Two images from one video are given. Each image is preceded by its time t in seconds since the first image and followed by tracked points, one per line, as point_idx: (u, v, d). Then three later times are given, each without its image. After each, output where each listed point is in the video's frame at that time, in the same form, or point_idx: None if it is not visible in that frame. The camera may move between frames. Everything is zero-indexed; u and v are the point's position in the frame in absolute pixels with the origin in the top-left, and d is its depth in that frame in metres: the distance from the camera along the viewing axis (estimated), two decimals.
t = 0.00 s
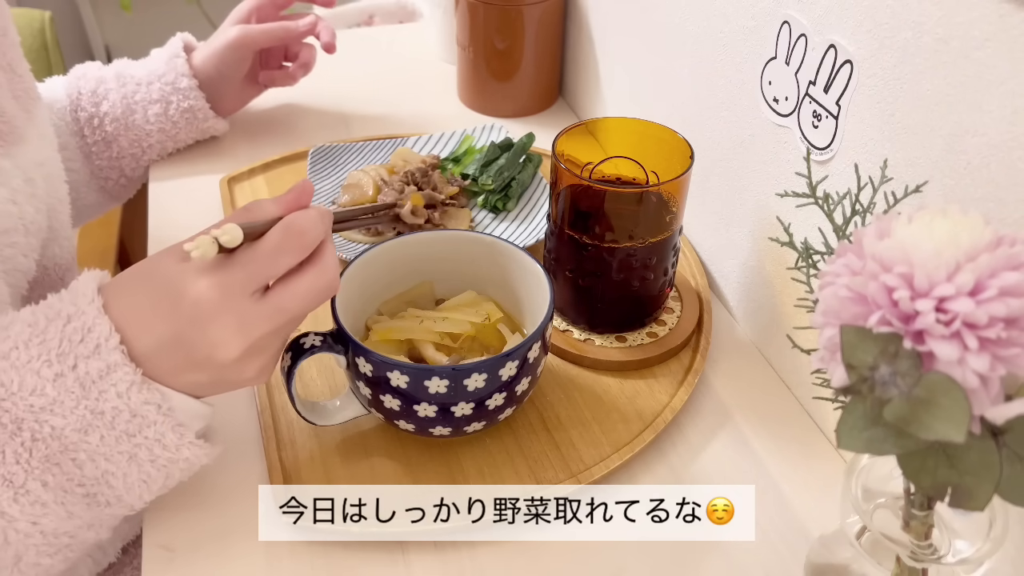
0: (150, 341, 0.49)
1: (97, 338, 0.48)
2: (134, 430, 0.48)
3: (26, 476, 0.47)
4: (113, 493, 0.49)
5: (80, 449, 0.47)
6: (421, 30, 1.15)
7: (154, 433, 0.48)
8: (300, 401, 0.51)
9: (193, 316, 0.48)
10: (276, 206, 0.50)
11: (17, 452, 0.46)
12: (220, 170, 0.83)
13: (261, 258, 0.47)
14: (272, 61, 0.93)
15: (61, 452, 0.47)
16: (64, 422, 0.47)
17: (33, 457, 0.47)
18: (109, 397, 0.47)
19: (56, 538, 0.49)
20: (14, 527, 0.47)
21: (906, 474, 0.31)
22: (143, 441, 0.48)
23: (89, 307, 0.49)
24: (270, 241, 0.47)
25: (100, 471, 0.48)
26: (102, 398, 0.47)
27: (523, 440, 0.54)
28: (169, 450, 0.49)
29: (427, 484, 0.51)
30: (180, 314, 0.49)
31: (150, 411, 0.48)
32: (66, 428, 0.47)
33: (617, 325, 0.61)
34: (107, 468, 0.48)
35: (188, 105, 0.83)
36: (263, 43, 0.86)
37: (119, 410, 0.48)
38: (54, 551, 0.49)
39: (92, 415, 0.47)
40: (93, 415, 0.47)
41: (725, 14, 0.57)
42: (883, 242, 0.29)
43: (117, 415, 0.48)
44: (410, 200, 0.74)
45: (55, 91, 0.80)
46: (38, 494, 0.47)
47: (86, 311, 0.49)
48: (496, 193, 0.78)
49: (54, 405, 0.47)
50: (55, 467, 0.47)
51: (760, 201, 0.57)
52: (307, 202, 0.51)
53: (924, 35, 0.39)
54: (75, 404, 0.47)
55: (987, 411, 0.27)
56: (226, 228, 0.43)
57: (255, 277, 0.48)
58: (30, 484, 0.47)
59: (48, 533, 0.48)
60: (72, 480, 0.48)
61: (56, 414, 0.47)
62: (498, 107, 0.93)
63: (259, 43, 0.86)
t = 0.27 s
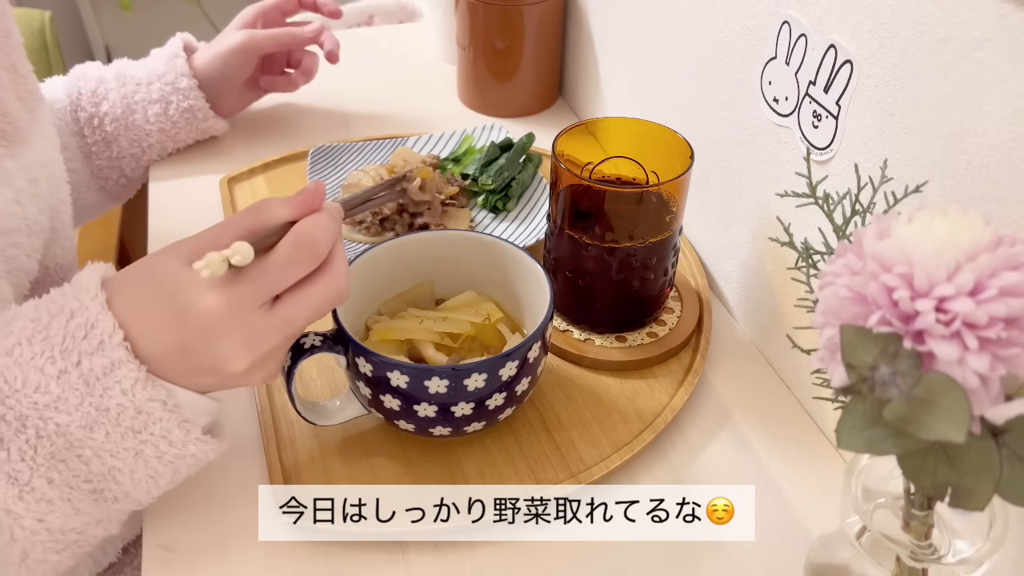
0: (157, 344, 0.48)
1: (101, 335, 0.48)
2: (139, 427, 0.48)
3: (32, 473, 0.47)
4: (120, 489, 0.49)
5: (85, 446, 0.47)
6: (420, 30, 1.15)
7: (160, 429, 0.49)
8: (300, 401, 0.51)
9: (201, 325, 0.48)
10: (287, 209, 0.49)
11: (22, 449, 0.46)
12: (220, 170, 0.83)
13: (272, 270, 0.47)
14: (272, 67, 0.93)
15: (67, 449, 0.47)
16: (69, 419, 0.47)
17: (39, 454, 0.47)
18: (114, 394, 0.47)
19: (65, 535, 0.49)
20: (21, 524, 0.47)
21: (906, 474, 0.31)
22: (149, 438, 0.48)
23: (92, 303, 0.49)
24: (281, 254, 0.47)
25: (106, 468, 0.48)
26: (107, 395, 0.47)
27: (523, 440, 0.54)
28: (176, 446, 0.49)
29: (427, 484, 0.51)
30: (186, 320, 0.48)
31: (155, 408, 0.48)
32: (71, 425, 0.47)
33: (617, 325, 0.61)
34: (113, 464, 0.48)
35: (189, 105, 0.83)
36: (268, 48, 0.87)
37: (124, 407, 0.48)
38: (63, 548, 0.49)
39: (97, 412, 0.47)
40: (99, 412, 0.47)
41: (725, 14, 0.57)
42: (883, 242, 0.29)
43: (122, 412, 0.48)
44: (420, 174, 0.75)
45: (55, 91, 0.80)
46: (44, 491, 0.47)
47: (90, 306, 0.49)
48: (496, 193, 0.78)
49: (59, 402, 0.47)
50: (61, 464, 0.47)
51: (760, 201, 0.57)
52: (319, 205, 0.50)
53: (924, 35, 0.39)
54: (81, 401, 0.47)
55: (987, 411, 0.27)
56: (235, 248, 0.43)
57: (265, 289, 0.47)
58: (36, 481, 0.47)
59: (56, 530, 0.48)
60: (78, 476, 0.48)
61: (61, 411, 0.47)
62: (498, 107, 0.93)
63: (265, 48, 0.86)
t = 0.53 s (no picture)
0: (176, 319, 0.46)
1: (112, 300, 0.46)
2: (160, 394, 0.46)
3: (52, 447, 0.45)
4: (146, 461, 0.47)
5: (105, 416, 0.46)
6: (420, 30, 1.15)
7: (181, 396, 0.47)
8: (300, 401, 0.51)
9: (225, 303, 0.45)
10: (310, 177, 0.45)
11: (41, 423, 0.45)
12: (220, 170, 0.83)
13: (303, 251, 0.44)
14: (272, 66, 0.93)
15: (86, 421, 0.45)
16: (86, 389, 0.45)
17: (58, 427, 0.45)
18: (130, 360, 0.45)
19: (92, 509, 0.48)
20: (45, 499, 0.46)
21: (906, 474, 0.31)
22: (170, 406, 0.47)
23: (101, 269, 0.46)
24: (311, 230, 0.44)
25: (129, 439, 0.47)
26: (123, 362, 0.45)
27: (523, 440, 0.54)
28: (199, 412, 0.47)
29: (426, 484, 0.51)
30: (207, 297, 0.45)
31: (174, 373, 0.46)
32: (88, 395, 0.45)
33: (617, 325, 0.61)
34: (136, 435, 0.47)
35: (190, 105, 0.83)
36: (270, 49, 0.87)
37: (141, 374, 0.46)
38: (91, 523, 0.48)
39: (115, 380, 0.45)
40: (116, 380, 0.45)
41: (725, 14, 0.58)
42: (883, 242, 0.29)
43: (140, 380, 0.46)
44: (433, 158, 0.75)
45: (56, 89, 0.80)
46: (66, 465, 0.45)
47: (99, 272, 0.46)
48: (496, 193, 0.78)
49: (74, 372, 0.45)
50: (82, 436, 0.46)
51: (760, 201, 0.57)
52: (343, 171, 0.46)
53: (924, 35, 0.39)
54: (96, 369, 0.45)
55: (987, 411, 0.27)
56: (266, 240, 0.38)
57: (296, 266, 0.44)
58: (56, 455, 0.45)
59: (82, 504, 0.47)
60: (101, 448, 0.46)
61: (77, 381, 0.45)
62: (498, 107, 0.93)
63: (266, 49, 0.86)
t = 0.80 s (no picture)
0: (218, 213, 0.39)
1: (124, 190, 0.37)
2: (198, 288, 0.39)
3: (94, 360, 0.39)
4: (199, 366, 0.41)
5: (145, 322, 0.39)
6: (420, 31, 1.15)
7: (221, 285, 0.39)
8: (300, 400, 0.51)
9: (295, 211, 0.38)
10: (352, 62, 0.35)
11: (77, 336, 0.39)
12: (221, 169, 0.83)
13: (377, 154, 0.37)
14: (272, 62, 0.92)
15: (126, 328, 0.39)
16: (118, 293, 0.38)
17: (96, 337, 0.39)
18: (158, 254, 0.38)
19: (155, 422, 0.42)
20: (100, 418, 0.41)
21: (906, 474, 0.31)
22: (213, 300, 0.39)
23: (109, 157, 0.38)
24: (370, 125, 0.35)
25: (176, 344, 0.40)
26: (151, 257, 0.38)
27: (523, 440, 0.54)
28: (245, 303, 0.40)
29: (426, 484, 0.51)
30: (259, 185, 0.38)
31: (207, 263, 0.39)
32: (120, 298, 0.38)
33: (617, 325, 0.61)
34: (182, 338, 0.40)
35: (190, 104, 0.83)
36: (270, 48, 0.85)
37: (174, 268, 0.38)
38: (158, 440, 0.43)
39: (146, 280, 0.38)
40: (148, 280, 0.38)
41: (725, 14, 0.58)
42: (883, 242, 0.29)
43: (172, 275, 0.38)
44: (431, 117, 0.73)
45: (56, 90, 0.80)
46: (113, 378, 0.40)
47: (105, 164, 0.38)
48: (497, 193, 0.78)
49: (100, 276, 0.38)
50: (126, 345, 0.40)
51: (760, 201, 0.57)
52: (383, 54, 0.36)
53: (924, 35, 0.39)
54: (123, 271, 0.38)
55: (987, 411, 0.27)
56: (350, 156, 0.33)
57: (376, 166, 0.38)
58: (100, 368, 0.39)
59: (141, 419, 0.41)
60: (148, 358, 0.40)
61: (106, 286, 0.38)
62: (498, 107, 0.93)
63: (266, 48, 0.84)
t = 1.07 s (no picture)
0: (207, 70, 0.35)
1: (62, 55, 0.33)
2: (170, 155, 0.35)
3: (74, 252, 0.35)
4: (195, 244, 0.38)
5: (123, 202, 0.35)
6: (420, 31, 1.15)
7: (194, 144, 0.35)
8: (300, 400, 0.51)
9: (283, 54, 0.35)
10: None
11: (49, 230, 0.34)
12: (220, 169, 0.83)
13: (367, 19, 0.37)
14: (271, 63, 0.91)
15: (104, 213, 0.35)
16: (83, 172, 0.34)
17: (70, 227, 0.35)
18: (116, 119, 0.34)
19: (161, 313, 0.38)
20: (97, 317, 0.36)
21: (906, 474, 0.31)
22: (190, 165, 0.36)
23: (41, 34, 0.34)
24: None
25: (163, 224, 0.37)
26: (109, 124, 0.34)
27: (523, 440, 0.54)
28: (225, 160, 0.36)
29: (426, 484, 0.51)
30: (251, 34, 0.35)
31: (174, 120, 0.34)
32: (86, 178, 0.34)
33: (617, 325, 0.61)
34: (168, 216, 0.36)
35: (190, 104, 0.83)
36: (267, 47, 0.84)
37: (138, 134, 0.34)
38: (170, 336, 0.39)
39: (109, 152, 0.34)
40: (113, 152, 0.34)
41: (725, 14, 0.58)
42: (883, 242, 0.29)
43: (139, 142, 0.34)
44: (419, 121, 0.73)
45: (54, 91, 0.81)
46: (100, 270, 0.36)
47: (35, 40, 0.33)
48: (497, 192, 0.78)
49: (58, 156, 0.34)
50: (108, 234, 0.36)
51: (760, 201, 0.57)
52: None
53: (924, 35, 0.39)
54: (82, 146, 0.34)
55: (987, 411, 0.27)
56: None
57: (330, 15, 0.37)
58: (84, 260, 0.35)
59: (144, 311, 0.37)
60: (137, 245, 0.36)
61: (67, 166, 0.34)
62: (498, 107, 0.93)
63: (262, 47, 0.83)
